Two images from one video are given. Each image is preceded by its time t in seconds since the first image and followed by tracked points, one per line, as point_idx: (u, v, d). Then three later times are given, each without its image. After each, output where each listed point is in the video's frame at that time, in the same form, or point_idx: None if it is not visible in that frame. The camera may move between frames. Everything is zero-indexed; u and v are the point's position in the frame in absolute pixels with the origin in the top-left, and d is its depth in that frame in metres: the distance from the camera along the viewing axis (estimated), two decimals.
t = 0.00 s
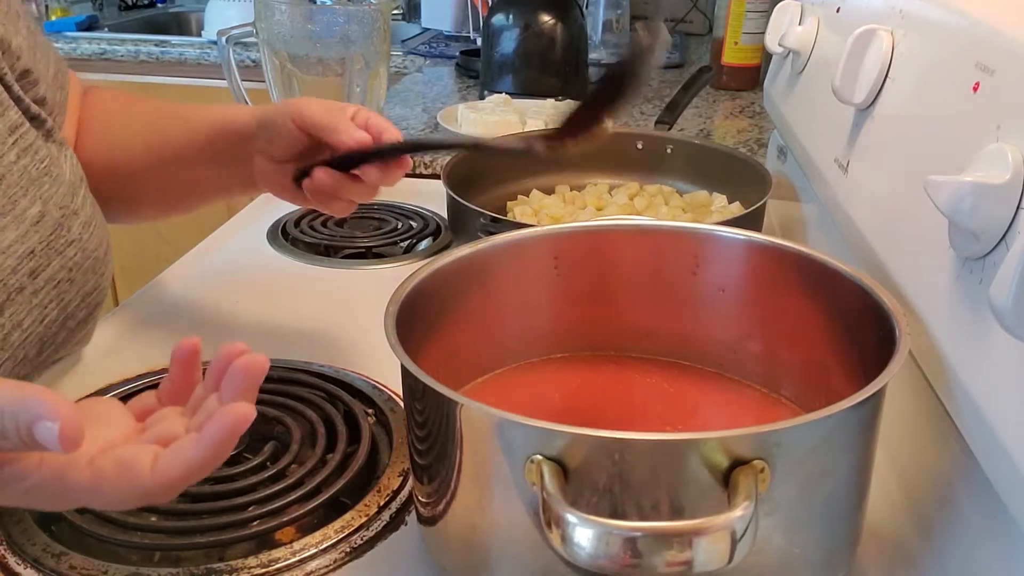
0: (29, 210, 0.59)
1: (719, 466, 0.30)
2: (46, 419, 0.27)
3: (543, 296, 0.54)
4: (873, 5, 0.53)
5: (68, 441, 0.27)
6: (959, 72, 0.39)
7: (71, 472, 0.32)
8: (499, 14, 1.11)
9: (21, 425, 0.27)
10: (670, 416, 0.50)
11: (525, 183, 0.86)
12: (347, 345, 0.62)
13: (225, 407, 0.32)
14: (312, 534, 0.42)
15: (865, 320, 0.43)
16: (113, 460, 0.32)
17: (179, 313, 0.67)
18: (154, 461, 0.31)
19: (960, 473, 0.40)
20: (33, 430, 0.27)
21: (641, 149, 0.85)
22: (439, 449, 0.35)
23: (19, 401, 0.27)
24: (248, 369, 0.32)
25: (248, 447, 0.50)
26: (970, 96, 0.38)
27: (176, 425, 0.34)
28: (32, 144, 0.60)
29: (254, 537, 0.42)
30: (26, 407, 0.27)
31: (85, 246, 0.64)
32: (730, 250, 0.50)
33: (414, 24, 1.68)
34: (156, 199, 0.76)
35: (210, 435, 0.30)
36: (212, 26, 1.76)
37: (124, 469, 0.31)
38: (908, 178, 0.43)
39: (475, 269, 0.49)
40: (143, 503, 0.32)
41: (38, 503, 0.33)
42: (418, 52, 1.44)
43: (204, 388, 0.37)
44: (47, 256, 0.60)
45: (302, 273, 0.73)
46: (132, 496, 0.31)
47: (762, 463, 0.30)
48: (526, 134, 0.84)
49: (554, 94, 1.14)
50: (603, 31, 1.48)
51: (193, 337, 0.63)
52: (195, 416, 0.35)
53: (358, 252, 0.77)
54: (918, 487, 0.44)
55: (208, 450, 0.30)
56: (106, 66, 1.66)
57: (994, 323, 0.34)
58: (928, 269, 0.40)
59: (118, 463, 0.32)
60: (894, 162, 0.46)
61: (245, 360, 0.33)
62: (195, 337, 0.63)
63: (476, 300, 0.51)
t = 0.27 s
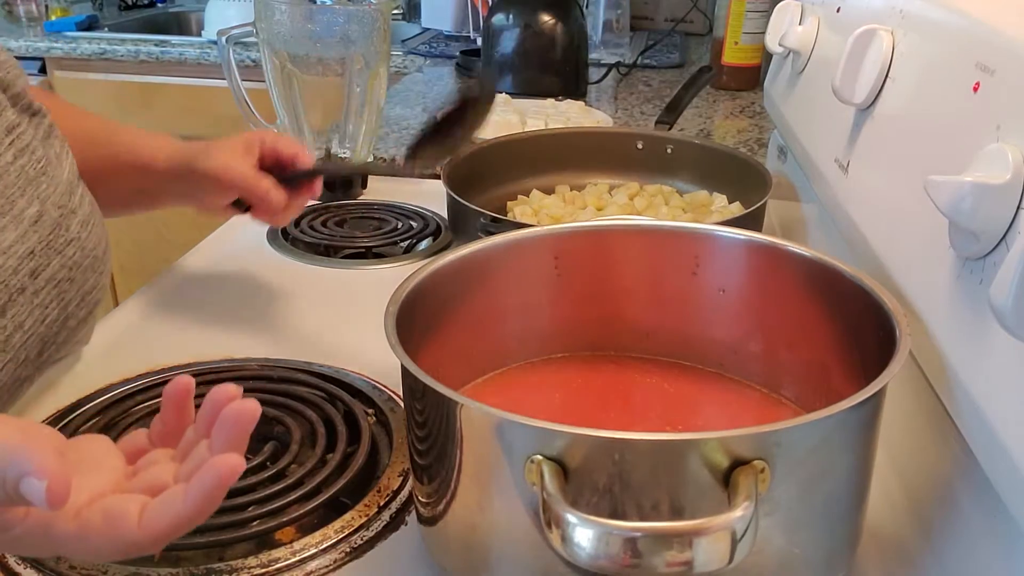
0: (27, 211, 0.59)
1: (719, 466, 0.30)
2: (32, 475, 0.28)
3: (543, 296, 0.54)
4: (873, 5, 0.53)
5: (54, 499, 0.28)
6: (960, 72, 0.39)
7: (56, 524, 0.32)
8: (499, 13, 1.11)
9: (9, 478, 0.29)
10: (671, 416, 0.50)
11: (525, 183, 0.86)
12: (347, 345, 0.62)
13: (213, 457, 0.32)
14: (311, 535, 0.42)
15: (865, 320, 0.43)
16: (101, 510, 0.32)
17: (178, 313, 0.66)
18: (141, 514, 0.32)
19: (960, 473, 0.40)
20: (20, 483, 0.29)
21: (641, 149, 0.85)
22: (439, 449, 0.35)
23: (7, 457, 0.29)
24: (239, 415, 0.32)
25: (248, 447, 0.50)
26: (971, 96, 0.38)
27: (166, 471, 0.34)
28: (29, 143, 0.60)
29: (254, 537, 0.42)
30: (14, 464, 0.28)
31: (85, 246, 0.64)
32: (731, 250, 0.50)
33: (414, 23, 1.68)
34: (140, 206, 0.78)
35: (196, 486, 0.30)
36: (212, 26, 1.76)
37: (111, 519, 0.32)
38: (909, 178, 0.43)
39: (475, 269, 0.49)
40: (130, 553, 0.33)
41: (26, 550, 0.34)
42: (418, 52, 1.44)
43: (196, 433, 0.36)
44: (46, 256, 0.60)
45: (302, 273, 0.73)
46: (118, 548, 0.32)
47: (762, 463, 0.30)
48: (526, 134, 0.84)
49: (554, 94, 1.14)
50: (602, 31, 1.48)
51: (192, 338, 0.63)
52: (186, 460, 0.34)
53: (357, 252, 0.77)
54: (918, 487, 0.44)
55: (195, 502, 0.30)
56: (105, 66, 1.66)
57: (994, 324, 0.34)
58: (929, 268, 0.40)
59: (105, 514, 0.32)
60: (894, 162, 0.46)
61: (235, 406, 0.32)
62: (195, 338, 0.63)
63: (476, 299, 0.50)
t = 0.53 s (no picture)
0: (20, 208, 0.58)
1: (719, 466, 0.30)
2: (71, 474, 0.30)
3: (543, 296, 0.54)
4: (874, 4, 0.53)
5: (90, 495, 0.31)
6: (960, 72, 0.39)
7: (84, 520, 0.34)
8: (499, 13, 1.11)
9: (46, 476, 0.31)
10: (671, 416, 0.50)
11: (525, 183, 0.86)
12: (347, 345, 0.62)
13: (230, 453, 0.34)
14: (311, 535, 0.42)
15: (865, 320, 0.43)
16: (127, 508, 0.34)
17: (178, 314, 0.66)
18: (164, 511, 0.34)
19: (961, 473, 0.40)
20: (59, 482, 0.31)
21: (641, 150, 0.85)
22: (439, 450, 0.35)
23: (44, 457, 0.31)
24: (252, 413, 0.35)
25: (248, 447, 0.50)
26: (971, 96, 0.38)
27: (184, 469, 0.37)
28: (23, 143, 0.61)
29: (254, 537, 0.42)
30: (52, 462, 0.31)
31: (79, 244, 0.64)
32: (730, 250, 0.50)
33: (414, 23, 1.68)
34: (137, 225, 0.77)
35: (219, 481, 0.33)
36: (212, 26, 1.76)
37: (137, 516, 0.34)
38: (909, 178, 0.43)
39: (475, 269, 0.49)
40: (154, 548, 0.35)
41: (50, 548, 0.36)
42: (418, 52, 1.44)
43: (209, 430, 0.38)
44: (41, 253, 0.60)
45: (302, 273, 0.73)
46: (142, 543, 0.34)
47: (762, 464, 0.30)
48: (527, 134, 0.84)
49: (554, 94, 1.14)
50: (603, 32, 1.48)
51: (192, 338, 0.63)
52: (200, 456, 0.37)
53: (358, 252, 0.77)
54: (918, 487, 0.44)
55: (216, 499, 0.33)
56: (105, 66, 1.66)
57: (994, 323, 0.34)
58: (929, 268, 0.40)
59: (130, 512, 0.34)
60: (894, 162, 0.46)
61: (250, 406, 0.35)
62: (194, 338, 0.63)
63: (476, 299, 0.50)
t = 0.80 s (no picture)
0: (23, 210, 0.58)
1: (719, 466, 0.30)
2: None
3: (543, 296, 0.54)
4: (874, 4, 0.53)
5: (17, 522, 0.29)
6: (960, 72, 0.39)
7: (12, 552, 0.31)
8: (499, 13, 1.11)
9: None
10: (671, 416, 0.50)
11: (526, 183, 0.86)
12: (347, 345, 0.62)
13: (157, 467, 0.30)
14: (311, 534, 0.42)
15: (865, 320, 0.43)
16: (58, 537, 0.31)
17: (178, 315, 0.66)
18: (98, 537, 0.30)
19: (961, 473, 0.40)
20: None
21: (641, 149, 0.85)
22: (439, 450, 0.35)
23: None
24: (175, 416, 0.31)
25: (248, 447, 0.50)
26: (971, 96, 0.38)
27: (114, 486, 0.33)
28: (29, 145, 0.61)
29: (254, 537, 0.42)
30: None
31: (82, 247, 0.63)
32: (731, 250, 0.50)
33: (414, 23, 1.68)
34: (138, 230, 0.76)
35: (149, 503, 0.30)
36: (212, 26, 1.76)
37: (69, 546, 0.31)
38: (909, 178, 0.43)
39: (475, 269, 0.49)
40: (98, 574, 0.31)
41: None
42: (418, 52, 1.44)
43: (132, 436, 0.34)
44: (42, 255, 0.59)
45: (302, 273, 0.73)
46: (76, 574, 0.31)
47: (762, 464, 0.30)
48: (527, 134, 0.84)
49: (554, 94, 1.14)
50: (603, 32, 1.48)
51: (192, 339, 0.63)
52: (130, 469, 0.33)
53: (358, 252, 0.77)
54: (918, 487, 0.44)
55: (151, 522, 0.29)
56: (105, 66, 1.66)
57: (994, 324, 0.34)
58: (929, 268, 0.40)
59: (63, 540, 0.31)
60: (894, 162, 0.46)
61: (167, 409, 0.31)
62: (194, 339, 0.63)
63: (476, 299, 0.50)
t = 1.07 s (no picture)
0: (26, 212, 0.57)
1: (719, 466, 0.30)
2: None
3: (543, 296, 0.54)
4: (874, 4, 0.53)
5: None
6: (960, 72, 0.39)
7: None
8: (499, 13, 1.11)
9: None
10: (670, 416, 0.50)
11: (525, 183, 0.86)
12: (347, 345, 0.62)
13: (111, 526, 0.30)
14: (311, 534, 0.42)
15: (865, 321, 0.43)
16: None
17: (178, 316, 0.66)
18: None
19: (961, 473, 0.40)
20: None
21: (641, 150, 0.85)
22: (438, 450, 0.35)
23: None
24: (123, 475, 0.31)
25: (249, 447, 0.50)
26: (971, 96, 0.38)
27: (64, 544, 0.33)
28: (31, 145, 0.60)
29: (253, 537, 0.42)
30: None
31: (85, 249, 0.62)
32: (731, 250, 0.50)
33: (414, 23, 1.68)
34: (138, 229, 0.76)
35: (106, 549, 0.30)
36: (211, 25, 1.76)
37: None
38: (909, 178, 0.43)
39: (475, 269, 0.49)
40: None
41: None
42: (418, 52, 1.44)
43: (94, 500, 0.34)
44: (45, 257, 0.58)
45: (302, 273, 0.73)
46: None
47: (762, 464, 0.30)
48: (527, 134, 0.84)
49: (554, 94, 1.14)
50: (603, 32, 1.48)
51: (192, 339, 0.63)
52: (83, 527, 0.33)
53: (358, 252, 0.77)
54: (918, 487, 0.44)
55: None
56: (105, 66, 1.66)
57: (994, 324, 0.34)
58: (928, 268, 0.40)
59: None
60: (894, 162, 0.46)
61: (120, 464, 0.31)
62: (194, 339, 0.63)
63: (476, 299, 0.50)
